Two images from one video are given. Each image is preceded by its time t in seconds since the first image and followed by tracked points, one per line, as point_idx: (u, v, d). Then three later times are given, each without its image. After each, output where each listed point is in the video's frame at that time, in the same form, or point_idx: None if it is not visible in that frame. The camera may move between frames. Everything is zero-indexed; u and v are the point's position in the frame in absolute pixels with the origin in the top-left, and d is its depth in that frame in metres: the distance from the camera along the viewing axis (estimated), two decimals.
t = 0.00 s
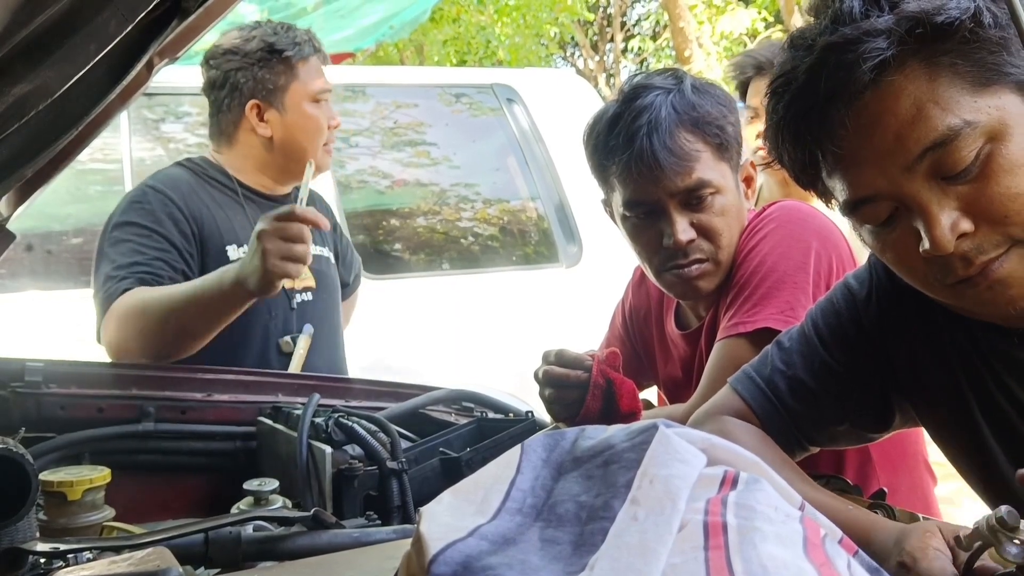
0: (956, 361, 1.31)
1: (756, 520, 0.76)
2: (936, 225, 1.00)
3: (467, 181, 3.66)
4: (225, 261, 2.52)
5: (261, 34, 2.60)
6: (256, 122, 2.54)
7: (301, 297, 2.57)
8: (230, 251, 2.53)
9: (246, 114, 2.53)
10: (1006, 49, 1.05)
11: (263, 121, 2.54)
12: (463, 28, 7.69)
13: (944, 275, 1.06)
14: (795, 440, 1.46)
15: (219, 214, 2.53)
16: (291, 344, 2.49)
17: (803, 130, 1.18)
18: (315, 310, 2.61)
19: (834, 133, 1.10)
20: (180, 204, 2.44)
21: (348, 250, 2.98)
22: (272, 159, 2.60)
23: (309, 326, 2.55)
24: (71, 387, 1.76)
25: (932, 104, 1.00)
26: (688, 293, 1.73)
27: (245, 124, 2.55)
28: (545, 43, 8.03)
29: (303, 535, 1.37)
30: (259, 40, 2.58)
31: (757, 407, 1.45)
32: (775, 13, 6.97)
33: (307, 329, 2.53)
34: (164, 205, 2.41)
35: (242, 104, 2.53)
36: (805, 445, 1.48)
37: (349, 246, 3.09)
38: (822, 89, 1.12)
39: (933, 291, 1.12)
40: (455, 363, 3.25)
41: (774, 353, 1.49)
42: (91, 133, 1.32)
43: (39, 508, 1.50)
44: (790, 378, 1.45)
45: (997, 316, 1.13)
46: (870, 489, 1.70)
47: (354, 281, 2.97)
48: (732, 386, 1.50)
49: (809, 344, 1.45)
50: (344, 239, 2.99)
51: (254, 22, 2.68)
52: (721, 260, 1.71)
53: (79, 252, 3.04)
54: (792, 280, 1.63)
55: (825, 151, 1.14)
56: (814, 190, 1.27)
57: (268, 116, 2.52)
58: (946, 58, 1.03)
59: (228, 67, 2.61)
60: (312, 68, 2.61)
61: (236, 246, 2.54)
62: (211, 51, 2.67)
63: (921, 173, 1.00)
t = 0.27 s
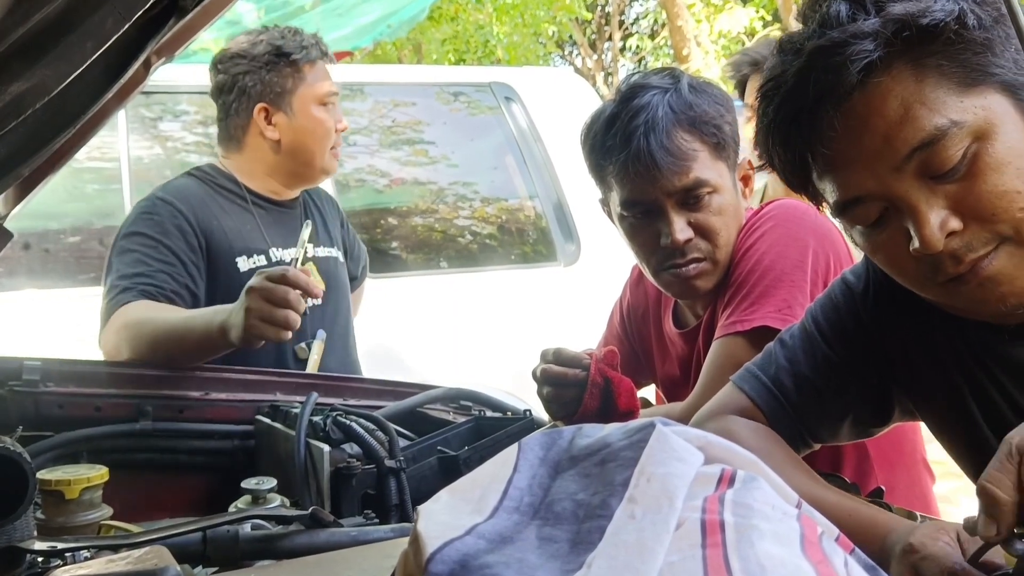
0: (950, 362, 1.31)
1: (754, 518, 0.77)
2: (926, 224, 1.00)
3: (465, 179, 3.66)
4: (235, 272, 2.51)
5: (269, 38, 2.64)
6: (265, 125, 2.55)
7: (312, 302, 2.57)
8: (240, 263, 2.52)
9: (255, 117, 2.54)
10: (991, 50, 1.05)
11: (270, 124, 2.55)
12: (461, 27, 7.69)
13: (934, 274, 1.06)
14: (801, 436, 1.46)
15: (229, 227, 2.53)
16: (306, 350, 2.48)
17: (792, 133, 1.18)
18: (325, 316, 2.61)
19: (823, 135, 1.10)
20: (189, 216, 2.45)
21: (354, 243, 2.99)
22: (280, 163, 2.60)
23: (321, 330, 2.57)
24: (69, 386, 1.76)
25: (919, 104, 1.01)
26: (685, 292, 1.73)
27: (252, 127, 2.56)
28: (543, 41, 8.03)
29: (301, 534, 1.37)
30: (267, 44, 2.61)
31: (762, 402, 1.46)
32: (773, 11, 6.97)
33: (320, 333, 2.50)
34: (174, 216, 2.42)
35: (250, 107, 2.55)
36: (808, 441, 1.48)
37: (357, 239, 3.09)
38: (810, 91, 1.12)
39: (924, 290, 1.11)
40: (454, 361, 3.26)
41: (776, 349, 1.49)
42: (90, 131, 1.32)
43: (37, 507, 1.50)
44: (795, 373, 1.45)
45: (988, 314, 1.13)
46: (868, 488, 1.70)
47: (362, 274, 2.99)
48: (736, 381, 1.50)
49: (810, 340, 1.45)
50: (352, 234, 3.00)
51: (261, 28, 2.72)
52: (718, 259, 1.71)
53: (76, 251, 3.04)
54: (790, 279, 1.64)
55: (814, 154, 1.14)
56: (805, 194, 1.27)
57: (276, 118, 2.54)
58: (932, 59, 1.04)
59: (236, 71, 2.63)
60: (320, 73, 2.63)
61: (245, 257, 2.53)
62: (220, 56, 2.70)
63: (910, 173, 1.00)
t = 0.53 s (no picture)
0: (950, 363, 1.30)
1: (751, 519, 0.77)
2: (922, 229, 1.00)
3: (463, 180, 3.66)
4: (229, 283, 2.50)
5: (256, 46, 2.60)
6: (254, 134, 2.55)
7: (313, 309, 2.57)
8: (235, 274, 2.51)
9: (244, 127, 2.54)
10: (982, 54, 1.05)
11: (260, 133, 2.55)
12: (460, 28, 7.68)
13: (933, 279, 1.06)
14: (795, 438, 1.47)
15: (224, 237, 2.53)
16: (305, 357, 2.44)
17: (787, 140, 1.18)
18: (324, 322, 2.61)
19: (817, 143, 1.11)
20: (183, 226, 2.46)
21: (363, 241, 3.00)
22: (271, 172, 2.60)
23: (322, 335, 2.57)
24: (67, 387, 1.76)
25: (912, 110, 1.01)
26: (683, 293, 1.73)
27: (242, 138, 2.57)
28: (541, 42, 8.03)
29: (299, 535, 1.37)
30: (254, 52, 2.58)
31: (755, 404, 1.46)
32: (771, 12, 6.98)
33: (319, 341, 2.45)
34: (168, 227, 2.43)
35: (239, 117, 2.55)
36: (803, 442, 1.49)
37: (365, 233, 3.11)
38: (803, 99, 1.12)
39: (924, 294, 1.11)
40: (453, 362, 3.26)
41: (770, 350, 1.49)
42: (88, 132, 1.32)
43: (35, 509, 1.49)
44: (788, 374, 1.45)
45: (988, 317, 1.13)
46: (866, 488, 1.70)
47: (371, 272, 3.00)
48: (731, 384, 1.51)
49: (803, 341, 1.46)
50: (359, 232, 3.00)
51: (251, 34, 2.69)
52: (716, 260, 1.71)
53: (74, 252, 3.03)
54: (787, 280, 1.64)
55: (809, 161, 1.14)
56: (802, 201, 1.27)
57: (265, 129, 2.53)
58: (924, 65, 1.04)
59: (225, 80, 2.63)
60: (310, 79, 2.60)
61: (241, 268, 2.52)
62: (210, 63, 2.69)
63: (904, 179, 1.00)
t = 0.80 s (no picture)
0: (955, 367, 1.30)
1: (751, 520, 0.77)
2: (934, 232, 1.01)
3: (463, 181, 3.66)
4: (225, 284, 2.51)
5: (235, 51, 2.60)
6: (236, 139, 2.55)
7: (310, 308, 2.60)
8: (230, 275, 2.52)
9: (225, 133, 2.55)
10: (1001, 55, 1.05)
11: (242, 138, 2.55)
12: (460, 28, 7.69)
13: (943, 282, 1.06)
14: (793, 441, 1.48)
15: (219, 238, 2.53)
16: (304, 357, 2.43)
17: (798, 138, 1.18)
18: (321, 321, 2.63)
19: (830, 141, 1.11)
20: (177, 228, 2.47)
21: (361, 238, 3.03)
22: (257, 176, 2.60)
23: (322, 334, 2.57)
24: (67, 388, 1.76)
25: (928, 111, 1.01)
26: (683, 293, 1.73)
27: (228, 145, 2.57)
28: (541, 42, 8.03)
29: (299, 536, 1.37)
30: (232, 57, 2.58)
31: (753, 406, 1.47)
32: (771, 13, 6.98)
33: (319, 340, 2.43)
34: (162, 229, 2.44)
35: (221, 122, 2.55)
36: (800, 445, 1.49)
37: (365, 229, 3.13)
38: (816, 97, 1.12)
39: (932, 296, 1.12)
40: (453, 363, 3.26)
41: (771, 351, 1.50)
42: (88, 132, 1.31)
43: (35, 510, 1.49)
44: (789, 376, 1.46)
45: (995, 321, 1.14)
46: (866, 489, 1.70)
47: (370, 269, 3.02)
48: (730, 385, 1.51)
49: (805, 343, 1.46)
50: (359, 229, 3.03)
51: (233, 38, 2.68)
52: (714, 261, 1.72)
53: (74, 253, 3.03)
54: (787, 281, 1.64)
55: (821, 159, 1.14)
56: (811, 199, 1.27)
57: (247, 135, 2.53)
58: (942, 65, 1.04)
59: (206, 86, 2.63)
60: (291, 81, 2.58)
61: (236, 268, 2.53)
62: (194, 70, 2.69)
63: (919, 181, 1.00)
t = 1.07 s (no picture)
0: (954, 368, 1.30)
1: (751, 519, 0.77)
2: (931, 234, 1.01)
3: (463, 180, 3.66)
4: (224, 282, 2.52)
5: (233, 53, 2.59)
6: (232, 140, 2.56)
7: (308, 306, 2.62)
8: (229, 271, 2.53)
9: (221, 134, 2.56)
10: (1000, 56, 1.04)
11: (237, 140, 2.55)
12: (460, 28, 7.68)
13: (940, 283, 1.07)
14: (793, 440, 1.48)
15: (217, 236, 2.54)
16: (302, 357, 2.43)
17: (796, 138, 1.18)
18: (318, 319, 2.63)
19: (827, 142, 1.11)
20: (177, 224, 2.47)
21: (362, 238, 3.03)
22: (254, 177, 2.61)
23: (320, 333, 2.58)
24: (67, 387, 1.77)
25: (925, 112, 1.01)
26: (683, 293, 1.73)
27: (224, 147, 2.58)
28: (542, 42, 8.03)
29: (300, 535, 1.36)
30: (229, 59, 2.58)
31: (753, 406, 1.47)
32: (772, 12, 6.98)
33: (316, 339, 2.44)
34: (162, 225, 2.44)
35: (217, 123, 2.56)
36: (801, 445, 1.49)
37: (367, 230, 3.13)
38: (814, 98, 1.12)
39: (930, 297, 1.12)
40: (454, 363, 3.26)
41: (771, 352, 1.49)
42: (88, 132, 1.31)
43: (35, 509, 1.49)
44: (789, 376, 1.45)
45: (993, 322, 1.14)
46: (867, 489, 1.70)
47: (370, 270, 3.02)
48: (729, 385, 1.51)
49: (805, 342, 1.46)
50: (360, 229, 3.03)
51: (233, 38, 2.67)
52: (715, 260, 1.72)
53: (75, 252, 3.03)
54: (788, 280, 1.64)
55: (818, 160, 1.14)
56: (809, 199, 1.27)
57: (243, 137, 2.54)
58: (940, 65, 1.03)
59: (204, 86, 2.63)
60: (287, 85, 2.57)
61: (234, 265, 2.54)
62: (194, 69, 2.69)
63: (915, 182, 1.00)
